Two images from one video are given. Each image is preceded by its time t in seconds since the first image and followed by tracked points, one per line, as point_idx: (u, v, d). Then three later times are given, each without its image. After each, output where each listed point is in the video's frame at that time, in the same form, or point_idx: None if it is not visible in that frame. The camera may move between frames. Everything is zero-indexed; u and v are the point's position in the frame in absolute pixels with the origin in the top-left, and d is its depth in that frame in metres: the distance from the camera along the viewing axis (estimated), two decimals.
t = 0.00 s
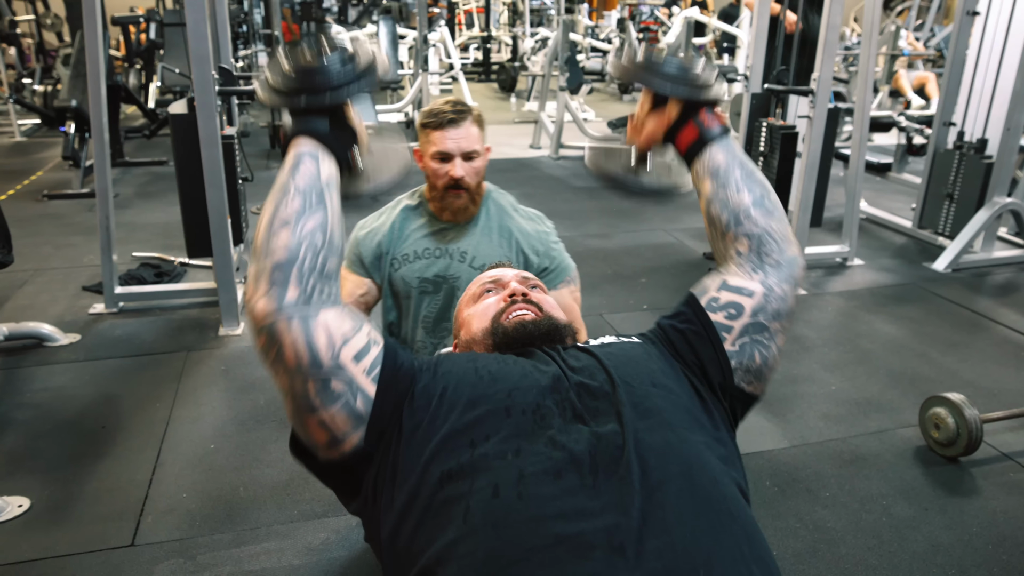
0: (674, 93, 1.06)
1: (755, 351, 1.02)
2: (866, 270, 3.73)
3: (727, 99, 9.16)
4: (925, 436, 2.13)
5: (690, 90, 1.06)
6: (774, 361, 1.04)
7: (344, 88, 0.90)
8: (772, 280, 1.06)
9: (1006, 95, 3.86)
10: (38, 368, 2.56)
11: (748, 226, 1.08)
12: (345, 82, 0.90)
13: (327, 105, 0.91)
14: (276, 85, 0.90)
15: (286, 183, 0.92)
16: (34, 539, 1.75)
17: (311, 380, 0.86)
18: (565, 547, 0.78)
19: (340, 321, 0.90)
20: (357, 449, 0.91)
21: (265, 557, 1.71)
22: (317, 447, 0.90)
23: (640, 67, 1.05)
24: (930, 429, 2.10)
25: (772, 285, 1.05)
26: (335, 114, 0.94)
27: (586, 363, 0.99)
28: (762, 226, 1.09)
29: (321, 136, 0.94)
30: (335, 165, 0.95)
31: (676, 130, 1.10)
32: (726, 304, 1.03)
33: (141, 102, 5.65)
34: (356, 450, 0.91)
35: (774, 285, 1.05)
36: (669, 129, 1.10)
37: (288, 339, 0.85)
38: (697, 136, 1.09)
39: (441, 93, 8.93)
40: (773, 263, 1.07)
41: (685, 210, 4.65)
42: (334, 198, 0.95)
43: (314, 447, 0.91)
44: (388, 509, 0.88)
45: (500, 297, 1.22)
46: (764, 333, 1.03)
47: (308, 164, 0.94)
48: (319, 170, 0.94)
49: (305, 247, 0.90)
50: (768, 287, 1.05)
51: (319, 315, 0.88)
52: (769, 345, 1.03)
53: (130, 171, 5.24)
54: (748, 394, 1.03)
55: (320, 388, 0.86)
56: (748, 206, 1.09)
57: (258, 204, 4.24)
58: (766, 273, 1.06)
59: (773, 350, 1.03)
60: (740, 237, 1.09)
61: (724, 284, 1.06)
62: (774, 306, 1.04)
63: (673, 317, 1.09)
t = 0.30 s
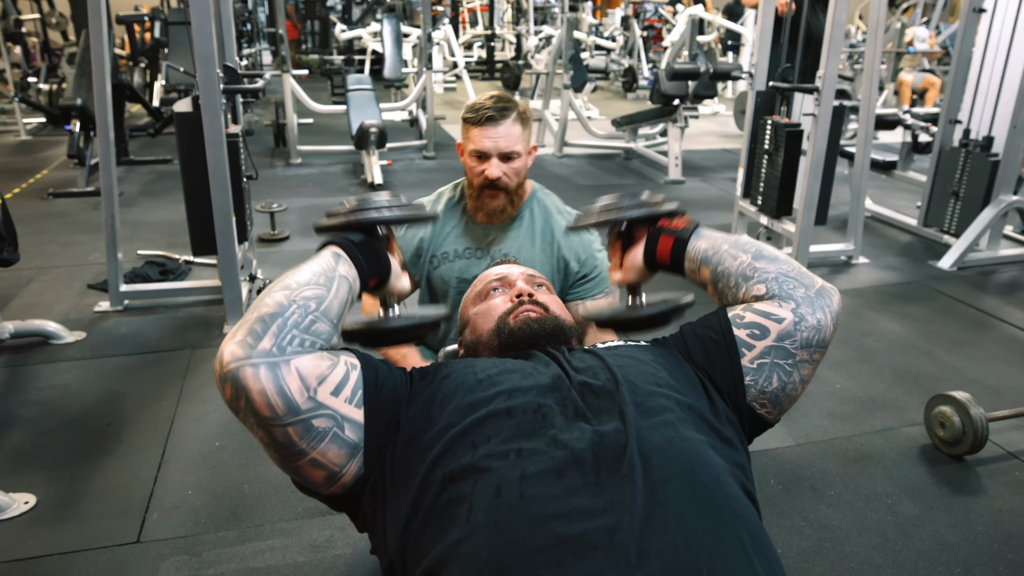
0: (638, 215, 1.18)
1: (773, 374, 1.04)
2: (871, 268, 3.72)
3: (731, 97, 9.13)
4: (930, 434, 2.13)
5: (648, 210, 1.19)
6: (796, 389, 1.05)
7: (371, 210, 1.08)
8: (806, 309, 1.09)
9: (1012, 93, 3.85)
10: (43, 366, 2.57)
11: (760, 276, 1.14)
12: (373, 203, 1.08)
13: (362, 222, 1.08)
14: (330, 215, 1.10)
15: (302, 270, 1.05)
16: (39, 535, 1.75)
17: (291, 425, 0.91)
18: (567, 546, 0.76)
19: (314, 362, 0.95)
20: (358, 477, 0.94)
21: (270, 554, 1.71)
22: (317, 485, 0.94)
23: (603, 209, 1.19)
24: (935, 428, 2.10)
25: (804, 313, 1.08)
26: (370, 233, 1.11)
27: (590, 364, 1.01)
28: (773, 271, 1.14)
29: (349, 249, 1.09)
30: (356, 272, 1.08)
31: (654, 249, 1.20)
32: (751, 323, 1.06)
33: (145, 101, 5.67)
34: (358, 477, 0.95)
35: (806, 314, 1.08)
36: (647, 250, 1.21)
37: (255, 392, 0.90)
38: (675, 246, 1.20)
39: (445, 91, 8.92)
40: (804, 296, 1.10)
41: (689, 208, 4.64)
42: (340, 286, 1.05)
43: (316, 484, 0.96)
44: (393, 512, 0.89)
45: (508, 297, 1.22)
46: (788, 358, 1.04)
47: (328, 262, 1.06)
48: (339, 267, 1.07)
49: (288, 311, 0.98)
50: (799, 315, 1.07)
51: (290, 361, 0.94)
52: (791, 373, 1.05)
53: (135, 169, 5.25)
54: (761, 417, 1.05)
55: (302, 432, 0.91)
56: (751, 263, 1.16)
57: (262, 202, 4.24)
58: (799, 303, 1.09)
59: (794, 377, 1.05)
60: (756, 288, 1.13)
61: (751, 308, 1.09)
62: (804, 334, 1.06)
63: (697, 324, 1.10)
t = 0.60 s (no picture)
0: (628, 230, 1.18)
1: (777, 371, 1.03)
2: (870, 266, 3.72)
3: (731, 94, 9.12)
4: (929, 432, 2.13)
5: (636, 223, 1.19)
6: (800, 387, 1.05)
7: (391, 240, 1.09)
8: (808, 307, 1.07)
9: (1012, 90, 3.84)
10: (43, 363, 2.57)
11: (759, 278, 1.13)
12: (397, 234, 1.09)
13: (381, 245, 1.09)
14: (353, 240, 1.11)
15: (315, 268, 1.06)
16: (38, 533, 1.75)
17: (287, 400, 0.91)
18: (564, 545, 0.77)
19: (314, 342, 0.95)
20: (355, 464, 0.94)
21: (270, 551, 1.71)
22: (313, 468, 0.93)
23: (591, 225, 1.20)
24: (934, 425, 2.10)
25: (807, 312, 1.07)
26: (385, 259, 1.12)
27: (590, 363, 1.00)
28: (771, 271, 1.14)
29: (363, 268, 1.07)
30: (366, 289, 1.07)
31: (646, 262, 1.23)
32: (753, 322, 1.05)
33: (144, 98, 5.65)
34: (355, 463, 0.94)
35: (809, 313, 1.07)
36: (640, 263, 1.24)
37: (253, 365, 0.90)
38: (666, 257, 1.22)
39: (444, 88, 8.91)
40: (805, 294, 1.09)
41: (688, 206, 4.63)
42: (348, 294, 1.04)
43: (311, 469, 0.94)
44: (390, 509, 0.88)
45: (507, 294, 1.21)
46: (792, 356, 1.04)
47: (340, 272, 1.05)
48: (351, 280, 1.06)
49: (292, 298, 0.99)
50: (803, 314, 1.06)
51: (290, 338, 0.94)
52: (795, 371, 1.04)
53: (134, 166, 5.24)
54: (764, 416, 1.04)
55: (297, 408, 0.90)
56: (748, 265, 1.16)
57: (261, 199, 4.23)
58: (800, 301, 1.08)
59: (798, 375, 1.04)
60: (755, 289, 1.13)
61: (753, 308, 1.08)
62: (808, 332, 1.05)
63: (699, 325, 1.10)
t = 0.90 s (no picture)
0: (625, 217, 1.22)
1: (760, 368, 1.04)
2: (854, 264, 3.76)
3: (716, 93, 9.16)
4: (912, 428, 2.15)
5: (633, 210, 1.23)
6: (782, 385, 1.05)
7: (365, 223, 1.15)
8: (796, 307, 1.09)
9: (992, 91, 3.89)
10: (23, 361, 2.53)
11: (750, 275, 1.14)
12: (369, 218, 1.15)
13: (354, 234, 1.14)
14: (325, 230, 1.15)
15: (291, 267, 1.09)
16: (19, 533, 1.73)
17: (269, 401, 0.92)
18: (550, 534, 0.77)
19: (294, 341, 0.96)
20: (340, 459, 0.93)
21: (255, 551, 1.70)
22: (300, 466, 0.93)
23: (590, 213, 1.24)
24: (917, 422, 2.12)
25: (794, 312, 1.08)
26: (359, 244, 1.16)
27: (574, 354, 1.00)
28: (762, 269, 1.15)
29: (337, 256, 1.12)
30: (343, 277, 1.11)
31: (642, 251, 1.24)
32: (740, 318, 1.06)
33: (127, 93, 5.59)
34: (339, 458, 0.93)
35: (796, 313, 1.08)
36: (635, 251, 1.25)
37: (233, 368, 0.91)
38: (662, 249, 1.22)
39: (430, 85, 8.88)
40: (794, 294, 1.11)
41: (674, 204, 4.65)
42: (326, 283, 1.08)
43: (299, 468, 0.94)
44: (374, 500, 0.88)
45: (493, 292, 1.21)
46: (775, 354, 1.04)
47: (316, 265, 1.10)
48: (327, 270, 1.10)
49: (270, 299, 1.01)
50: (790, 314, 1.07)
51: (270, 340, 0.95)
52: (778, 369, 1.04)
53: (116, 162, 5.18)
54: (744, 411, 1.04)
55: (280, 408, 0.91)
56: (739, 263, 1.17)
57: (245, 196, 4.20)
58: (788, 301, 1.09)
59: (781, 374, 1.05)
60: (746, 284, 1.13)
61: (741, 305, 1.09)
62: (792, 333, 1.06)
63: (687, 316, 1.10)
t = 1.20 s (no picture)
0: (697, 108, 1.08)
1: (768, 357, 1.04)
2: (849, 262, 3.76)
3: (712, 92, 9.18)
4: (906, 426, 2.16)
5: (709, 99, 1.08)
6: (787, 366, 1.06)
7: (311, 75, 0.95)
8: (806, 296, 1.07)
9: (987, 90, 3.90)
10: (18, 359, 2.52)
11: (777, 242, 1.10)
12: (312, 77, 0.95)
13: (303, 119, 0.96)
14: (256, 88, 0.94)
15: (251, 197, 0.94)
16: (15, 531, 1.73)
17: (274, 390, 0.85)
18: (560, 535, 0.76)
19: (298, 327, 0.88)
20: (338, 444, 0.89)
21: (251, 549, 1.70)
22: (298, 450, 0.89)
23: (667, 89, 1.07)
24: (912, 420, 2.13)
25: (804, 300, 1.07)
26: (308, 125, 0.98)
27: (578, 351, 0.99)
28: (795, 244, 1.10)
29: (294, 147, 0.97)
30: (303, 170, 0.98)
31: (698, 145, 1.14)
32: (754, 308, 1.04)
33: (121, 90, 5.57)
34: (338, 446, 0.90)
35: (807, 302, 1.07)
36: (694, 143, 1.14)
37: (239, 354, 0.84)
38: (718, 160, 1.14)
39: (426, 83, 8.87)
40: (806, 283, 1.09)
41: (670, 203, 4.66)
42: (297, 208, 0.95)
43: (298, 452, 0.90)
44: (380, 499, 0.87)
45: (488, 288, 1.21)
46: (784, 343, 1.04)
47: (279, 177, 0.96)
48: (288, 182, 0.96)
49: (256, 264, 0.89)
50: (802, 303, 1.06)
51: (274, 323, 0.87)
52: (783, 355, 1.05)
53: (111, 159, 5.16)
54: (747, 394, 1.06)
55: (285, 397, 0.85)
56: (779, 224, 1.11)
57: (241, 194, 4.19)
58: (800, 289, 1.07)
59: (786, 358, 1.06)
60: (771, 252, 1.10)
61: (755, 289, 1.06)
62: (803, 321, 1.06)
63: (694, 304, 1.07)
